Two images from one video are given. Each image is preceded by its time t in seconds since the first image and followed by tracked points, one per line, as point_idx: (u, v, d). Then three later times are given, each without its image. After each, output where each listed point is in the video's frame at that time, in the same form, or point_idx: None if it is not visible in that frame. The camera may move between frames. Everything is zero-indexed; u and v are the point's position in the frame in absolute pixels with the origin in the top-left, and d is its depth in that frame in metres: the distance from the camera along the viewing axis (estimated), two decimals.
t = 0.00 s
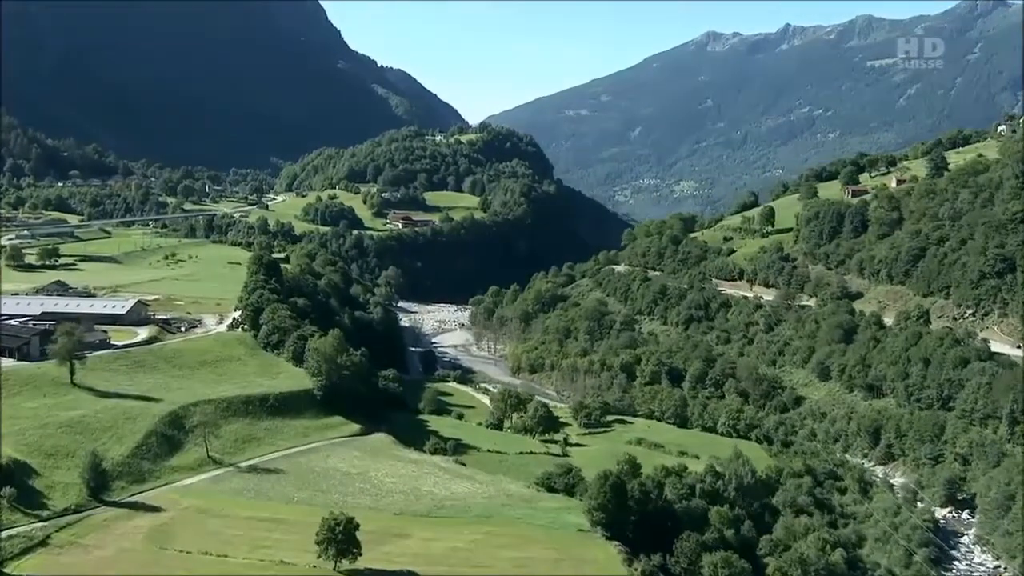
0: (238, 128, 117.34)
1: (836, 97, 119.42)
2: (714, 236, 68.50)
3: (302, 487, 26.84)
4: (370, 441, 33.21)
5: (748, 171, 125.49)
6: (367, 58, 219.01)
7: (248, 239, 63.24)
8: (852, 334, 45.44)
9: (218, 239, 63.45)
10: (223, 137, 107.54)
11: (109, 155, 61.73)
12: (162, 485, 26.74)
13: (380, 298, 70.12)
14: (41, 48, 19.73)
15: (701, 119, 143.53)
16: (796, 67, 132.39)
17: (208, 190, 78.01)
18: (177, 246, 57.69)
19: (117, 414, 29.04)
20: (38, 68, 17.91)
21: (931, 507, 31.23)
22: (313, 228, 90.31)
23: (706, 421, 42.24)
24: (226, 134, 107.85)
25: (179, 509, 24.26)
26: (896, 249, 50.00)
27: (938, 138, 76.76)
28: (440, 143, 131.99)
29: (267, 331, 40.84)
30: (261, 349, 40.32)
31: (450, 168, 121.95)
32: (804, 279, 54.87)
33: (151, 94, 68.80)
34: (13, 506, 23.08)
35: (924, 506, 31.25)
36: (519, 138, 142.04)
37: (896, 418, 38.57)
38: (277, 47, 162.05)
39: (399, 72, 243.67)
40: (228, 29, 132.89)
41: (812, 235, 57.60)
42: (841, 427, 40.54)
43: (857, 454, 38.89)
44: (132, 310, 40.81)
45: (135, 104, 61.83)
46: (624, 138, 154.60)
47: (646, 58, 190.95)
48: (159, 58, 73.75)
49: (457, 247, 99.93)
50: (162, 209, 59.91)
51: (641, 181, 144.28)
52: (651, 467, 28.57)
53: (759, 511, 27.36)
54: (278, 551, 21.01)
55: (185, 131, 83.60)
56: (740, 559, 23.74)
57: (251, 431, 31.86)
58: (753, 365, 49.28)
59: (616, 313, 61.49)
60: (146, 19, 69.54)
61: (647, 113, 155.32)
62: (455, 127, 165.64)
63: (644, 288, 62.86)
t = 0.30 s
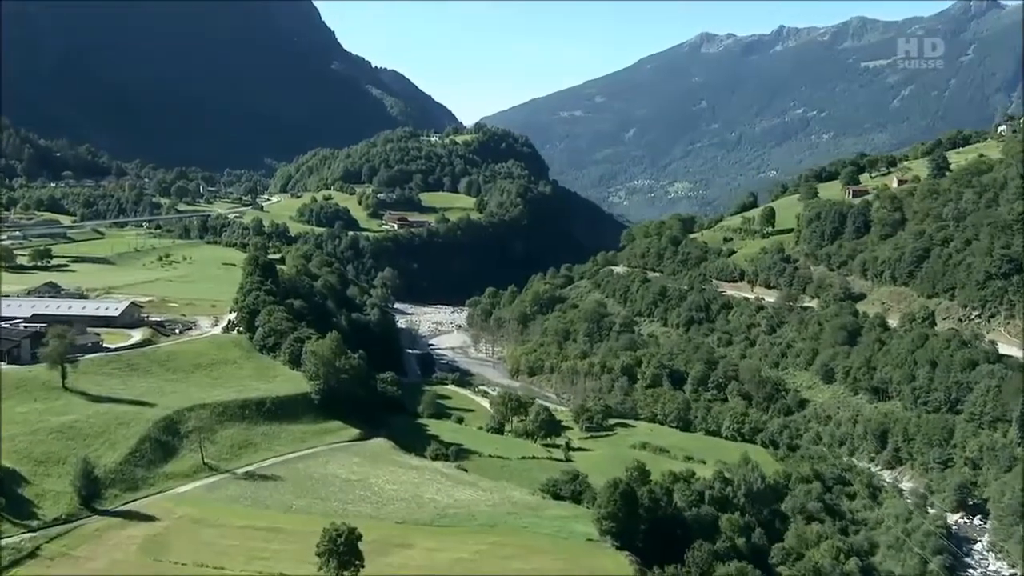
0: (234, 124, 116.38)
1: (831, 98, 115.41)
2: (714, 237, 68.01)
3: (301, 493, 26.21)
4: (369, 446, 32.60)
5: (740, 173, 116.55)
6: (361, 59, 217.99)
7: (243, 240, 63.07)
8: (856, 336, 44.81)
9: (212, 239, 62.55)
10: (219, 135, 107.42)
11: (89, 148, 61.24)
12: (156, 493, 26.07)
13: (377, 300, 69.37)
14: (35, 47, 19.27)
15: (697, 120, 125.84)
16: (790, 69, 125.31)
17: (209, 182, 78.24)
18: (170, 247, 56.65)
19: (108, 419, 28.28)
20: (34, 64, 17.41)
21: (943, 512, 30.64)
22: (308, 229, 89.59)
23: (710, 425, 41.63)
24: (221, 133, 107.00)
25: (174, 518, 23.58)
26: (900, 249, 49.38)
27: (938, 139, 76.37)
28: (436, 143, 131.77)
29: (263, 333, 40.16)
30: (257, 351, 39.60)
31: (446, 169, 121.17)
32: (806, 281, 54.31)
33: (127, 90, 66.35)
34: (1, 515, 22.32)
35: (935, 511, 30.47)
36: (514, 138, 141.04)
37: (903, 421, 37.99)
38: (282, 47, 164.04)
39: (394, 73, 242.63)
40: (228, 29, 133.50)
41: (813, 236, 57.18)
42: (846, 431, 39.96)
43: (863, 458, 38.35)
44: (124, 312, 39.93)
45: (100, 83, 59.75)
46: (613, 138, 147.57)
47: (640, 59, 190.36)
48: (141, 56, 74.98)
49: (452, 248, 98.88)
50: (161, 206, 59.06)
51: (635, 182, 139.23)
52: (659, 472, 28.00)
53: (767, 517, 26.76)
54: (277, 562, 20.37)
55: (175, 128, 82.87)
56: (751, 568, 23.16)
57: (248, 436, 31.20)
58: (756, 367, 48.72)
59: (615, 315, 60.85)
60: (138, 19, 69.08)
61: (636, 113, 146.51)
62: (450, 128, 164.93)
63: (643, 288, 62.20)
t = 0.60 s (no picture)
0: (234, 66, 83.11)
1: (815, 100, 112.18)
2: (705, 239, 67.51)
3: (292, 504, 25.32)
4: (360, 453, 31.78)
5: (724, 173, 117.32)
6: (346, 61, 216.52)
7: (228, 242, 61.95)
8: (852, 339, 44.34)
9: (198, 242, 61.40)
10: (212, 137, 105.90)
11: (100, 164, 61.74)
12: (140, 504, 25.12)
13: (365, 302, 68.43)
14: (30, 46, 17.94)
15: (681, 123, 125.74)
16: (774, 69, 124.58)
17: (195, 185, 77.70)
18: (155, 249, 55.43)
19: (91, 427, 27.27)
20: (26, 59, 16.78)
21: (949, 519, 30.14)
22: (294, 231, 88.41)
23: (706, 430, 41.01)
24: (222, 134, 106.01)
25: (161, 531, 22.68)
26: (895, 250, 48.99)
27: (928, 140, 76.29)
28: (422, 144, 131.23)
29: (250, 337, 39.14)
30: (244, 356, 38.60)
31: (432, 170, 120.23)
32: (800, 282, 53.88)
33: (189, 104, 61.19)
34: None
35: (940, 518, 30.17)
36: (500, 140, 140.33)
37: (903, 425, 37.44)
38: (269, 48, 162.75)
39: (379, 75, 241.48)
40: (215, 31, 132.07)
41: (807, 237, 56.78)
42: (845, 435, 39.41)
43: (863, 463, 37.77)
44: (108, 316, 38.81)
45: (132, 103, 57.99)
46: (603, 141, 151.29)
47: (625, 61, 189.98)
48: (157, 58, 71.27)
49: (439, 250, 97.97)
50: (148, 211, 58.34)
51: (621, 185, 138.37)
52: (661, 480, 27.37)
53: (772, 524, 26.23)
54: None
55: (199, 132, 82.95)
56: None
57: (236, 444, 30.32)
58: (751, 371, 48.15)
59: (607, 318, 60.19)
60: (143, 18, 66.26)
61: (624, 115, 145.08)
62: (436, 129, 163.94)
63: (635, 291, 61.55)
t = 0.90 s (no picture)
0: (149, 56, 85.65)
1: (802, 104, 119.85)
2: (698, 240, 67.10)
3: (285, 513, 24.50)
4: (353, 460, 31.01)
5: (712, 175, 122.36)
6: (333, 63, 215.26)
7: (215, 244, 60.87)
8: (850, 342, 43.88)
9: (184, 244, 60.31)
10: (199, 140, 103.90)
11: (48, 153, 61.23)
12: (126, 514, 24.29)
13: (354, 305, 67.53)
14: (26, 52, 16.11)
15: (667, 123, 143.48)
16: (760, 75, 133.26)
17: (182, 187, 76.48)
18: (141, 251, 54.38)
19: (75, 435, 26.26)
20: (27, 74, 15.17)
21: (955, 525, 31.09)
22: (282, 232, 87.42)
23: (704, 434, 40.42)
24: (188, 125, 100.47)
25: (148, 544, 21.76)
26: (891, 252, 48.54)
27: (921, 141, 76.08)
28: (410, 145, 130.39)
29: (238, 340, 38.30)
30: (233, 360, 37.78)
31: (421, 172, 119.49)
32: (795, 284, 53.41)
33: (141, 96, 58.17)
34: None
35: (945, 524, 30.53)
36: (489, 142, 139.88)
37: (904, 429, 36.91)
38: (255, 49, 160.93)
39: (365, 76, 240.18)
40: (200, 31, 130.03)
41: (802, 239, 56.38)
42: (844, 439, 38.89)
43: (864, 467, 37.30)
44: (93, 319, 37.82)
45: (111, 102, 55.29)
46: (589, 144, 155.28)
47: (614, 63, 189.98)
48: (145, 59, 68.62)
49: (428, 252, 97.38)
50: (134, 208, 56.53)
51: (607, 188, 142.45)
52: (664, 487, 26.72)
53: (776, 531, 25.68)
54: None
55: (158, 132, 81.66)
56: None
57: (225, 451, 29.47)
58: (746, 373, 47.66)
59: (600, 320, 59.64)
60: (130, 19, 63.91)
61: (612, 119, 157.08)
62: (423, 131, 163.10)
63: (628, 293, 61.02)
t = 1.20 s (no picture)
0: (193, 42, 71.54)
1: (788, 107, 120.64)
2: (690, 242, 66.56)
3: (276, 526, 23.55)
4: (345, 468, 30.14)
5: (697, 177, 124.11)
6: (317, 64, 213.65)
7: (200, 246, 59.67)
8: (847, 345, 43.30)
9: (169, 246, 59.11)
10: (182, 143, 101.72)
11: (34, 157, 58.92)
12: (111, 528, 23.27)
13: (343, 308, 66.46)
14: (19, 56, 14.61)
15: (652, 127, 143.15)
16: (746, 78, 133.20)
17: (166, 188, 74.97)
18: (124, 253, 53.16)
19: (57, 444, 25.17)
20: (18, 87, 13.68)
21: (961, 534, 30.59)
22: (268, 234, 86.18)
23: (701, 440, 39.74)
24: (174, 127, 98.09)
25: (135, 559, 20.80)
26: (888, 253, 48.03)
27: (912, 142, 75.93)
28: (396, 147, 129.30)
29: (226, 345, 37.36)
30: (220, 365, 36.82)
31: (407, 173, 118.48)
32: (790, 286, 52.86)
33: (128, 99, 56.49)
34: None
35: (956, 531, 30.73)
36: (475, 143, 139.21)
37: (906, 433, 36.54)
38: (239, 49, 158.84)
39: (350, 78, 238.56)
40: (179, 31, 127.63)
41: (795, 240, 55.90)
42: (843, 443, 38.13)
43: (864, 472, 36.65)
44: (76, 323, 36.70)
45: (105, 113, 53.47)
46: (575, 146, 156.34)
47: (599, 64, 189.83)
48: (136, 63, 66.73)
49: (416, 254, 96.57)
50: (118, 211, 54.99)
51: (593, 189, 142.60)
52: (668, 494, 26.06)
53: (783, 542, 25.04)
54: None
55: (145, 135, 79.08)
56: None
57: (213, 460, 28.52)
58: (742, 377, 47.02)
59: (591, 322, 58.95)
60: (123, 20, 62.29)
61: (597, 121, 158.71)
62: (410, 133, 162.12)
63: (620, 295, 60.35)
